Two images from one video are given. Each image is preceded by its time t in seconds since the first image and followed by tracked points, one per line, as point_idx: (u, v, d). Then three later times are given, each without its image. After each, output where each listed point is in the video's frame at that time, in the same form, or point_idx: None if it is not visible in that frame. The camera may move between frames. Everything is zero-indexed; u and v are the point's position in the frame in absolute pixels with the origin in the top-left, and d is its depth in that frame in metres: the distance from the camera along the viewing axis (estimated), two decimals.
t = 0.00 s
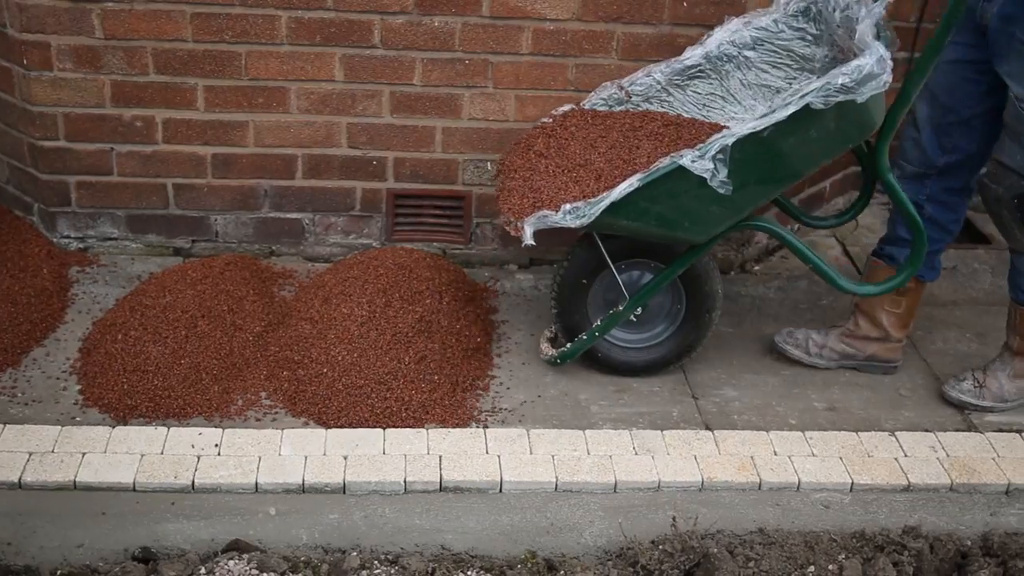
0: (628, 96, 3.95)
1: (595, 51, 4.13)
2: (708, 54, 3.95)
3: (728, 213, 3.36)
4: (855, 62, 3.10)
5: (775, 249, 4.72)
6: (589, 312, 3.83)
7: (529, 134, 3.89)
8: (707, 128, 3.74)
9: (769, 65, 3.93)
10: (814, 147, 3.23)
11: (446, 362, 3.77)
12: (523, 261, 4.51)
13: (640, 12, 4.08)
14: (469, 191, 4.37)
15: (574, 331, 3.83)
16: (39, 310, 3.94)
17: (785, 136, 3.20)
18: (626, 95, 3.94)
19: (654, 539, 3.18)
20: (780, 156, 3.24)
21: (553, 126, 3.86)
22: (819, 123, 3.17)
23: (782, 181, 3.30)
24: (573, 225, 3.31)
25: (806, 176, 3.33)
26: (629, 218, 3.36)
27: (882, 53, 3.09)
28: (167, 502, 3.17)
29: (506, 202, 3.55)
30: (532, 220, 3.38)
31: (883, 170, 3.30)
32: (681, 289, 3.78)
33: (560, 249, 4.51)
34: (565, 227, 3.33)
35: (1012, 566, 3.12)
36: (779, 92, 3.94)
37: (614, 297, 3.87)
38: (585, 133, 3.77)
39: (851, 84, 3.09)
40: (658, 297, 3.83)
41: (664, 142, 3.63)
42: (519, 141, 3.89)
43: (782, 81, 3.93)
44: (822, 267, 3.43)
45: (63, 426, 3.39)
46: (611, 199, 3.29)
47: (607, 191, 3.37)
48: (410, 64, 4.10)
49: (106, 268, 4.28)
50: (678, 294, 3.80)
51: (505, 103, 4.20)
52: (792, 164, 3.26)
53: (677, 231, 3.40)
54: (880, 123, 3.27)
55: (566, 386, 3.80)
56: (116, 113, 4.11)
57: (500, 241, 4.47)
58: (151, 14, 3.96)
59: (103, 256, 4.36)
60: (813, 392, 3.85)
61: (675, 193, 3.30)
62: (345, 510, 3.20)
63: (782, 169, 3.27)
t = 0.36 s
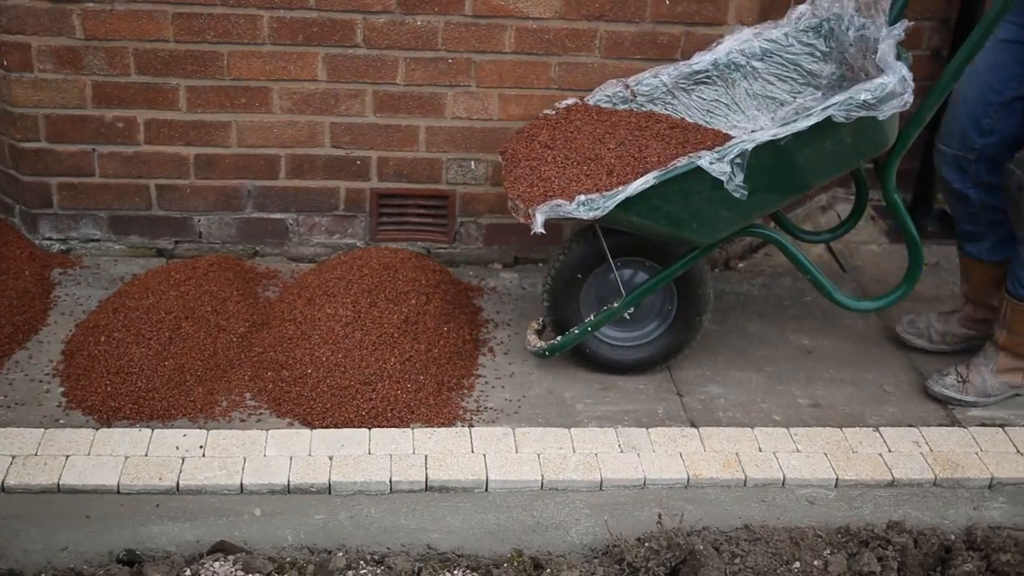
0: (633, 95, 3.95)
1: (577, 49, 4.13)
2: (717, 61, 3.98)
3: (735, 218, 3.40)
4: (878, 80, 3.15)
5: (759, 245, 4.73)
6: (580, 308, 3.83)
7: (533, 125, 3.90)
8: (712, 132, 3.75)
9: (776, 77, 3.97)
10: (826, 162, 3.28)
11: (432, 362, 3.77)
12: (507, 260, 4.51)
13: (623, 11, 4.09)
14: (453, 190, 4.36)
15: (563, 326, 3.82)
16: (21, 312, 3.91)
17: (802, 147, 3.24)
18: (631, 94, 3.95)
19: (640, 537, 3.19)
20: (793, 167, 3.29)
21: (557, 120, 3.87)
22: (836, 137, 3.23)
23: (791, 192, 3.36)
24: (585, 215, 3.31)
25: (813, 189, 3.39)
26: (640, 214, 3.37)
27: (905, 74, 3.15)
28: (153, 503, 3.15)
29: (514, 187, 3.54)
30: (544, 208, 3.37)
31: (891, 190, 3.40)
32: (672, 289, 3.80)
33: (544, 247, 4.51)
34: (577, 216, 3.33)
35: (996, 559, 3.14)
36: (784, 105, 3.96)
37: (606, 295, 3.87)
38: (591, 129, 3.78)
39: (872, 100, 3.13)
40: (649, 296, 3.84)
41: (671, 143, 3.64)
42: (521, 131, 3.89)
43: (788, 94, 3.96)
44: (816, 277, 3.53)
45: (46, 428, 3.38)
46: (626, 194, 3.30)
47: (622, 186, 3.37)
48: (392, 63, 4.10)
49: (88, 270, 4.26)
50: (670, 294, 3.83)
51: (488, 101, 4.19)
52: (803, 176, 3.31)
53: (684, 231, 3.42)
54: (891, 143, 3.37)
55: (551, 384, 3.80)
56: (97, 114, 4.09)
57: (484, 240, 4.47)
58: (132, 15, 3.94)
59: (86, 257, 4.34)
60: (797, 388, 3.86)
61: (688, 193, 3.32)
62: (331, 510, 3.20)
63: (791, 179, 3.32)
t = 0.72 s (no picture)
0: (633, 96, 3.94)
1: (566, 49, 4.13)
2: (716, 65, 4.00)
3: (751, 212, 3.43)
4: (898, 82, 3.22)
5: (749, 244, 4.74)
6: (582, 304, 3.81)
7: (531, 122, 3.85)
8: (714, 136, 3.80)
9: (774, 85, 4.03)
10: (842, 161, 3.33)
11: (421, 362, 3.77)
12: (497, 260, 4.51)
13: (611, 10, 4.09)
14: (442, 190, 4.36)
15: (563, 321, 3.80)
16: (9, 314, 3.90)
17: (821, 145, 3.28)
18: (631, 95, 3.94)
19: (631, 535, 3.17)
20: (811, 165, 3.33)
21: (561, 116, 3.86)
22: (856, 136, 3.28)
23: (806, 190, 3.40)
24: (612, 204, 3.28)
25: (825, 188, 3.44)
26: (661, 205, 3.36)
27: (924, 78, 3.22)
28: (142, 505, 3.15)
29: (531, 177, 3.50)
30: (568, 195, 3.33)
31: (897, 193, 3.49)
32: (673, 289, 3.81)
33: (533, 247, 4.51)
34: (603, 205, 3.30)
35: (985, 555, 3.15)
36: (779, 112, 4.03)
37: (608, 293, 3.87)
38: (596, 126, 3.78)
39: (893, 101, 3.20)
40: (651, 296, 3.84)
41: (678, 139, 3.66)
42: (523, 126, 3.85)
43: (784, 102, 4.03)
44: (823, 279, 3.57)
45: (35, 431, 3.37)
46: (651, 183, 3.28)
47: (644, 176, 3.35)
48: (381, 63, 4.09)
49: (76, 271, 4.24)
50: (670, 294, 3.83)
51: (477, 101, 4.19)
52: (819, 175, 3.35)
53: (701, 224, 3.44)
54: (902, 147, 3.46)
55: (541, 384, 3.80)
56: (85, 115, 4.08)
57: (474, 240, 4.47)
58: (120, 15, 3.93)
59: (74, 258, 4.32)
60: (786, 386, 3.87)
61: (709, 185, 3.33)
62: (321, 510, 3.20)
63: (809, 176, 3.35)
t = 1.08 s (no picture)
0: (693, 97, 3.99)
1: (547, 49, 4.14)
2: (773, 61, 4.04)
3: (845, 204, 3.52)
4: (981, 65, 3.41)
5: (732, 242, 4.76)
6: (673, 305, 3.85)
7: (595, 135, 3.86)
8: (779, 130, 3.89)
9: (830, 74, 4.11)
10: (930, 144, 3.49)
11: (405, 362, 3.76)
12: (480, 260, 4.50)
13: (592, 10, 4.09)
14: (424, 190, 4.36)
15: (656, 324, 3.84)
16: None
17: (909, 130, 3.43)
18: (691, 96, 3.99)
19: (616, 534, 3.17)
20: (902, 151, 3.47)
21: (628, 124, 3.88)
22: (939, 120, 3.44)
23: (896, 177, 3.54)
24: (724, 208, 3.31)
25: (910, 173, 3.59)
26: (764, 205, 3.41)
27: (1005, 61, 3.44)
28: (124, 509, 3.14)
29: (626, 186, 3.51)
30: (677, 202, 3.33)
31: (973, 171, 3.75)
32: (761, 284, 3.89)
33: (516, 247, 4.51)
34: (714, 209, 3.32)
35: (967, 550, 3.17)
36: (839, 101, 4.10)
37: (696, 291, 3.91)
38: (668, 130, 3.81)
39: (982, 83, 3.38)
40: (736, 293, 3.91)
41: (749, 139, 3.75)
42: (593, 135, 3.85)
43: (841, 90, 4.10)
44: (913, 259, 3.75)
45: (16, 436, 3.35)
46: (760, 183, 3.33)
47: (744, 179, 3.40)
48: (362, 64, 4.09)
49: (56, 275, 4.22)
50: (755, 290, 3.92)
51: (458, 101, 4.19)
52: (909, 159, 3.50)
53: (797, 221, 3.50)
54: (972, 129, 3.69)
55: (525, 383, 3.80)
56: (64, 118, 4.06)
57: (456, 240, 4.46)
58: (99, 17, 3.91)
59: (54, 262, 4.30)
60: (769, 383, 3.88)
61: (808, 179, 3.41)
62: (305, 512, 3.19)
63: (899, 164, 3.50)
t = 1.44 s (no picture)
0: (764, 92, 4.11)
1: (519, 48, 4.14)
2: (843, 52, 4.12)
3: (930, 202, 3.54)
4: None
5: (705, 240, 4.79)
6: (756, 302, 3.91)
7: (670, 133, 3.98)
8: (857, 125, 3.96)
9: (899, 62, 4.14)
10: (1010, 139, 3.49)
11: (379, 364, 3.76)
12: (454, 261, 4.50)
13: (563, 9, 4.09)
14: (397, 191, 4.35)
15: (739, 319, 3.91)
16: None
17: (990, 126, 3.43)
18: (762, 90, 4.11)
19: (592, 533, 3.17)
20: (982, 147, 3.47)
21: (703, 122, 3.98)
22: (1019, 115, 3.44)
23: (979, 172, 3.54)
24: (811, 213, 3.35)
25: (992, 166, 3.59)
26: (850, 209, 3.44)
27: None
28: (98, 516, 3.11)
29: (707, 193, 3.60)
30: (767, 210, 3.39)
31: None
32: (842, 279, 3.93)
33: (491, 247, 4.50)
34: (801, 216, 3.37)
35: (940, 543, 3.20)
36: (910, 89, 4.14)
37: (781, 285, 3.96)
38: (743, 128, 3.92)
39: None
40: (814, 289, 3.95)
41: (830, 137, 3.84)
42: (667, 135, 3.95)
43: (913, 77, 4.13)
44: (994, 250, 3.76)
45: None
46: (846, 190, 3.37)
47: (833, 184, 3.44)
48: (334, 65, 4.07)
49: (26, 280, 4.19)
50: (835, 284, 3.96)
51: (431, 102, 4.19)
52: (990, 155, 3.50)
53: (883, 221, 3.53)
54: None
55: (500, 384, 3.79)
56: (33, 123, 4.03)
57: (430, 240, 4.45)
58: (66, 20, 3.88)
59: (24, 268, 4.26)
60: (744, 380, 3.89)
61: (894, 182, 3.43)
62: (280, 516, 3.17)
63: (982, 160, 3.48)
